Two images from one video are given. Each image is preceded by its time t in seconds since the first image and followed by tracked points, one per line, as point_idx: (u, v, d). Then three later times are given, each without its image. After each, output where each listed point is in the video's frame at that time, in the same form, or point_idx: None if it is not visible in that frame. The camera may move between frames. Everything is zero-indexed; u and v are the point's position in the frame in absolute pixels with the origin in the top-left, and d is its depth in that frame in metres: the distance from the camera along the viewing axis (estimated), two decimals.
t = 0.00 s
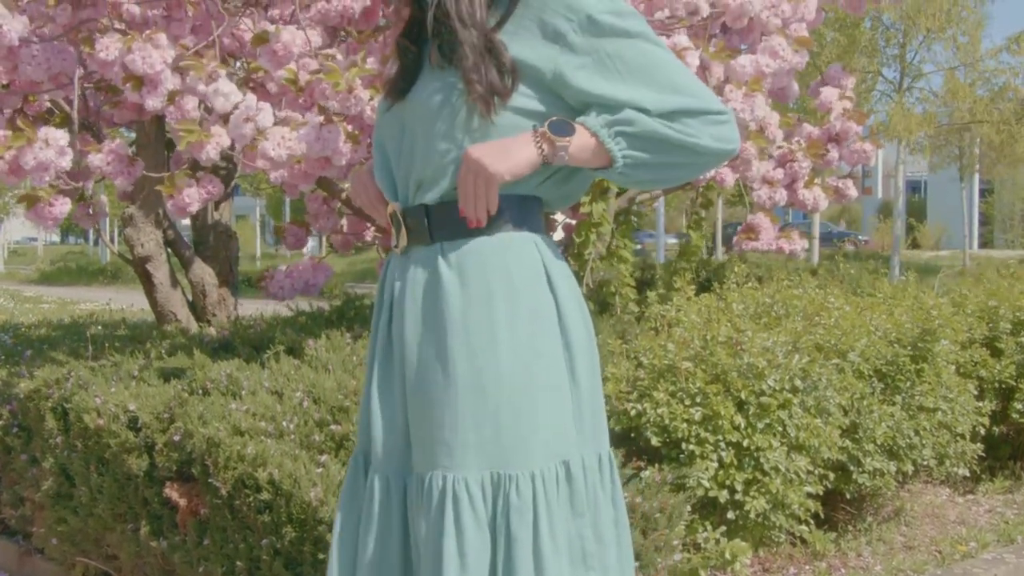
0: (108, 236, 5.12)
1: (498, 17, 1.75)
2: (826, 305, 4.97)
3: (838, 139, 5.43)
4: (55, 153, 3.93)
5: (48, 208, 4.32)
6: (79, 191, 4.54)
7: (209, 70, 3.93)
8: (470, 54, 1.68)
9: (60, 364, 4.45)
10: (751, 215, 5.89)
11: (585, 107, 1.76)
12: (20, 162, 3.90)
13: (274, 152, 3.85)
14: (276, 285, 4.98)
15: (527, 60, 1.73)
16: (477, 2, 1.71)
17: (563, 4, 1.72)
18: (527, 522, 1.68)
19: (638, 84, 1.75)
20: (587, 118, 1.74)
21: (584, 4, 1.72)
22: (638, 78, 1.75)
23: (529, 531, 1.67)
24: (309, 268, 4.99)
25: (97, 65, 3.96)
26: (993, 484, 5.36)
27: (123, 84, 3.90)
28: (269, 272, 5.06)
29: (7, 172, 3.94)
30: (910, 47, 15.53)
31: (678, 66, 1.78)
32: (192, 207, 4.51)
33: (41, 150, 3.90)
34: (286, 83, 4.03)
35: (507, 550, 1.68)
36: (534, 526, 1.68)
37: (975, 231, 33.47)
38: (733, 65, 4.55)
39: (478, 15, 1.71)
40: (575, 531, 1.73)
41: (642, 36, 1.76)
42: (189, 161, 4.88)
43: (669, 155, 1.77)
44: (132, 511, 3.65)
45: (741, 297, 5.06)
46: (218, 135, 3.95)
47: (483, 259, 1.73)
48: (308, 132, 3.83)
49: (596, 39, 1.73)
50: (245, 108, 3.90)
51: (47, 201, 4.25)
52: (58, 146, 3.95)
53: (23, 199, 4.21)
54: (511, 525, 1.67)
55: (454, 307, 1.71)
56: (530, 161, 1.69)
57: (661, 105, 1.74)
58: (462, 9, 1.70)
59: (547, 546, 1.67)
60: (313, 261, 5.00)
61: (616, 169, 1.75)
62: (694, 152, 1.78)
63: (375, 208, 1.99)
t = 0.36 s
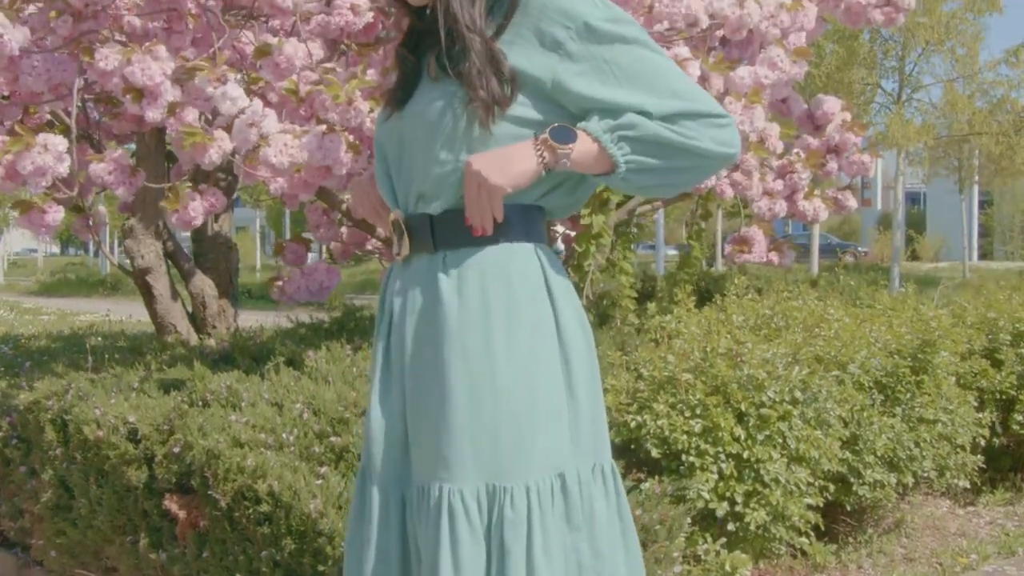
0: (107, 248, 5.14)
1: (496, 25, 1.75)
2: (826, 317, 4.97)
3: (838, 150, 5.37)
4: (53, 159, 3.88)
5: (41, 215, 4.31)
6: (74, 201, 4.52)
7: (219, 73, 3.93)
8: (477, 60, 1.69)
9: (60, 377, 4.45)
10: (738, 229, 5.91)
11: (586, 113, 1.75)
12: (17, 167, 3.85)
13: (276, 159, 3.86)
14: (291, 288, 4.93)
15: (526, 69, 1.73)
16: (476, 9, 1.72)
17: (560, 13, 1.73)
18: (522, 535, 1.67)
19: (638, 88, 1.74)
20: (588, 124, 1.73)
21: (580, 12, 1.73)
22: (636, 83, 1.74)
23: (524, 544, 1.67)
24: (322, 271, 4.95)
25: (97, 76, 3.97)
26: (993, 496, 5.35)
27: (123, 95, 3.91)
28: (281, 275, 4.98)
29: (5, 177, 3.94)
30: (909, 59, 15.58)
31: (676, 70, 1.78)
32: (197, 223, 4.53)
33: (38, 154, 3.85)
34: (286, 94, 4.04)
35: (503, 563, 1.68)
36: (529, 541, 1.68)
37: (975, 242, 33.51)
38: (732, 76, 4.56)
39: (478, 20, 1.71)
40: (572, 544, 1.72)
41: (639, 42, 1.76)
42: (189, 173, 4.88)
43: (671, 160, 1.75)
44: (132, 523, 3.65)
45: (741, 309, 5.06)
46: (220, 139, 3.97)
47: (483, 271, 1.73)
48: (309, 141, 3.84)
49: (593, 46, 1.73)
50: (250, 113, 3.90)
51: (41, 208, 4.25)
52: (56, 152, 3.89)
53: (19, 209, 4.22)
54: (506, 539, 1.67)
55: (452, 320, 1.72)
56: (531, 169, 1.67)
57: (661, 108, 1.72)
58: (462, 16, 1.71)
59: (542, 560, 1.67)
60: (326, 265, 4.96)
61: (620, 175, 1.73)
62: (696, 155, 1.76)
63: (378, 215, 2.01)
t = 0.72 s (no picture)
0: (108, 258, 5.20)
1: (498, 36, 1.76)
2: (826, 328, 4.97)
3: (837, 160, 5.46)
4: (57, 169, 3.89)
5: (45, 226, 4.34)
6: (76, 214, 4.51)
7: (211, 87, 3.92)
8: (471, 72, 1.68)
9: (60, 387, 4.45)
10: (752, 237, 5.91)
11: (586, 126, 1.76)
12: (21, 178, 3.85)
13: (274, 172, 3.87)
14: (287, 304, 4.93)
15: (527, 81, 1.73)
16: (476, 20, 1.71)
17: (561, 26, 1.73)
18: (521, 550, 1.67)
19: (638, 101, 1.75)
20: (588, 135, 1.73)
21: (581, 25, 1.73)
22: (635, 97, 1.75)
23: (523, 559, 1.67)
24: (319, 286, 4.92)
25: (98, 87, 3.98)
26: (994, 507, 5.34)
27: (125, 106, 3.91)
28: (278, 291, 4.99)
29: (8, 190, 3.91)
30: (909, 70, 15.62)
31: (675, 84, 1.78)
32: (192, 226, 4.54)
33: (42, 165, 3.86)
34: (286, 105, 4.05)
35: None
36: (529, 555, 1.67)
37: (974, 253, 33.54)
38: (732, 88, 4.56)
39: (478, 32, 1.70)
40: (569, 559, 1.71)
41: (640, 56, 1.76)
42: (189, 184, 4.89)
43: (667, 174, 1.76)
44: (132, 534, 3.65)
45: (742, 320, 5.06)
46: (219, 155, 3.97)
47: (484, 284, 1.73)
48: (307, 153, 3.84)
49: (593, 60, 1.73)
50: (245, 126, 3.91)
51: (45, 219, 4.28)
52: (60, 162, 3.90)
53: (24, 221, 4.24)
54: (506, 553, 1.67)
55: (453, 332, 1.71)
56: (532, 177, 1.67)
57: (659, 122, 1.73)
58: (460, 28, 1.70)
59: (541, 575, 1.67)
60: (322, 279, 4.95)
61: (619, 185, 1.73)
62: (692, 170, 1.77)
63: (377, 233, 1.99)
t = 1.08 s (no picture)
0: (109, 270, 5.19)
1: (500, 51, 1.67)
2: (825, 339, 4.97)
3: (836, 173, 5.50)
4: (59, 178, 3.88)
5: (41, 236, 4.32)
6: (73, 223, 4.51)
7: (218, 99, 3.87)
8: (481, 83, 1.58)
9: (60, 399, 4.45)
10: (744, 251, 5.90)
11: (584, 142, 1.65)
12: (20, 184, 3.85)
13: (277, 183, 3.85)
14: (290, 310, 4.93)
15: (526, 96, 1.63)
16: (480, 32, 1.61)
17: (562, 41, 1.64)
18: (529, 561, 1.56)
19: (638, 117, 1.65)
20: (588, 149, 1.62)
21: (582, 41, 1.63)
22: (636, 114, 1.65)
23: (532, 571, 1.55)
24: (321, 292, 4.93)
25: (99, 98, 3.98)
26: (995, 519, 5.33)
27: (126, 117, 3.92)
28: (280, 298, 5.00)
29: (8, 197, 3.91)
30: (907, 81, 15.67)
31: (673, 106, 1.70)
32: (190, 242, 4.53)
33: (43, 173, 3.86)
34: (286, 117, 4.05)
35: None
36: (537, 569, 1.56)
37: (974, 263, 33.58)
38: (731, 98, 4.58)
39: (482, 44, 1.60)
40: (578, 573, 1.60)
41: (639, 74, 1.67)
42: (190, 195, 4.90)
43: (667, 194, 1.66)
44: (131, 545, 3.64)
45: (741, 331, 5.06)
46: (224, 163, 3.90)
47: (479, 292, 1.64)
48: (309, 164, 3.86)
49: (594, 76, 1.64)
50: (251, 138, 3.84)
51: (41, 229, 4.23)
52: (62, 170, 3.90)
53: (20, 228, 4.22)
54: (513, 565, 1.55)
55: (450, 340, 1.62)
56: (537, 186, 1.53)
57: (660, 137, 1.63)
58: (466, 40, 1.59)
59: None
60: (324, 287, 4.97)
61: (620, 200, 1.62)
62: (690, 191, 1.68)
63: (381, 251, 1.97)
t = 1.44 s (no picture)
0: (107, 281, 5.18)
1: (502, 67, 1.63)
2: (826, 351, 4.96)
3: (836, 184, 5.51)
4: (58, 197, 3.88)
5: (46, 251, 4.31)
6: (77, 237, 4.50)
7: (210, 111, 3.86)
8: (481, 100, 1.55)
9: (59, 411, 4.45)
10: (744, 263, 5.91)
11: (578, 169, 1.60)
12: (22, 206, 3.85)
13: (274, 196, 3.86)
14: (288, 324, 4.93)
15: (522, 114, 1.58)
16: (484, 47, 1.59)
17: (560, 62, 1.59)
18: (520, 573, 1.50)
19: (633, 149, 1.59)
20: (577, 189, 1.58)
21: (581, 63, 1.58)
22: (630, 143, 1.59)
23: None
24: (320, 306, 4.91)
25: (100, 111, 3.99)
26: (996, 531, 5.32)
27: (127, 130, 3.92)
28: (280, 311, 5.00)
29: (9, 216, 3.89)
30: (907, 93, 15.72)
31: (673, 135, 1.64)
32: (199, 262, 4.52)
33: (43, 192, 3.85)
34: (287, 129, 4.06)
35: None
36: None
37: (974, 274, 33.61)
38: (731, 112, 4.58)
39: (486, 60, 1.58)
40: None
41: (640, 101, 1.61)
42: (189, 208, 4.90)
43: (656, 232, 1.60)
44: (130, 558, 3.64)
45: (742, 343, 5.05)
46: (218, 177, 3.93)
47: (478, 303, 1.60)
48: (307, 176, 3.87)
49: (590, 100, 1.59)
50: (245, 150, 3.89)
51: (46, 244, 4.21)
52: (60, 189, 3.89)
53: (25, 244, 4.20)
54: None
55: (446, 348, 1.58)
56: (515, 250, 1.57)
57: (651, 172, 1.57)
58: (469, 55, 1.57)
59: None
60: (323, 300, 4.94)
61: (603, 252, 1.59)
62: (682, 232, 1.62)
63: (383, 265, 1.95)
